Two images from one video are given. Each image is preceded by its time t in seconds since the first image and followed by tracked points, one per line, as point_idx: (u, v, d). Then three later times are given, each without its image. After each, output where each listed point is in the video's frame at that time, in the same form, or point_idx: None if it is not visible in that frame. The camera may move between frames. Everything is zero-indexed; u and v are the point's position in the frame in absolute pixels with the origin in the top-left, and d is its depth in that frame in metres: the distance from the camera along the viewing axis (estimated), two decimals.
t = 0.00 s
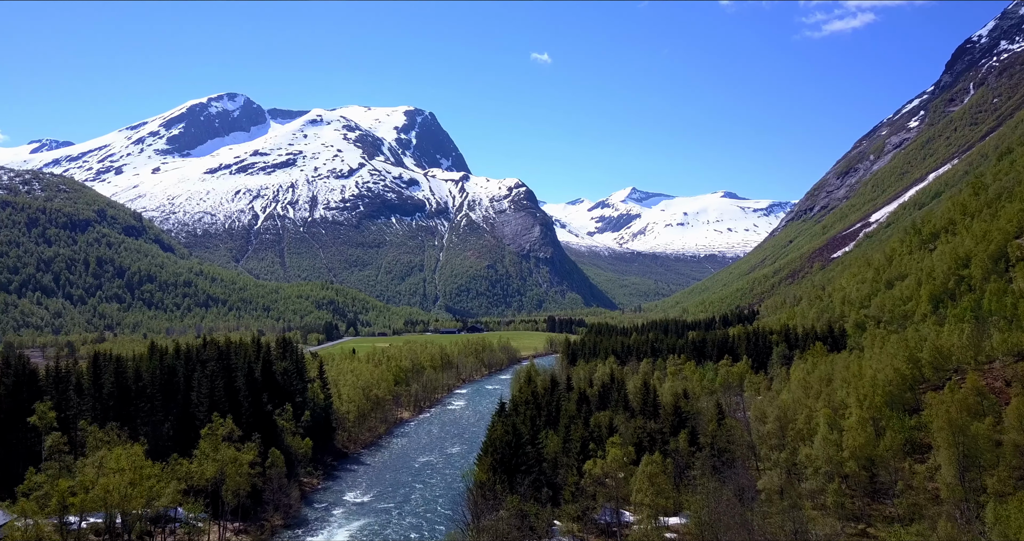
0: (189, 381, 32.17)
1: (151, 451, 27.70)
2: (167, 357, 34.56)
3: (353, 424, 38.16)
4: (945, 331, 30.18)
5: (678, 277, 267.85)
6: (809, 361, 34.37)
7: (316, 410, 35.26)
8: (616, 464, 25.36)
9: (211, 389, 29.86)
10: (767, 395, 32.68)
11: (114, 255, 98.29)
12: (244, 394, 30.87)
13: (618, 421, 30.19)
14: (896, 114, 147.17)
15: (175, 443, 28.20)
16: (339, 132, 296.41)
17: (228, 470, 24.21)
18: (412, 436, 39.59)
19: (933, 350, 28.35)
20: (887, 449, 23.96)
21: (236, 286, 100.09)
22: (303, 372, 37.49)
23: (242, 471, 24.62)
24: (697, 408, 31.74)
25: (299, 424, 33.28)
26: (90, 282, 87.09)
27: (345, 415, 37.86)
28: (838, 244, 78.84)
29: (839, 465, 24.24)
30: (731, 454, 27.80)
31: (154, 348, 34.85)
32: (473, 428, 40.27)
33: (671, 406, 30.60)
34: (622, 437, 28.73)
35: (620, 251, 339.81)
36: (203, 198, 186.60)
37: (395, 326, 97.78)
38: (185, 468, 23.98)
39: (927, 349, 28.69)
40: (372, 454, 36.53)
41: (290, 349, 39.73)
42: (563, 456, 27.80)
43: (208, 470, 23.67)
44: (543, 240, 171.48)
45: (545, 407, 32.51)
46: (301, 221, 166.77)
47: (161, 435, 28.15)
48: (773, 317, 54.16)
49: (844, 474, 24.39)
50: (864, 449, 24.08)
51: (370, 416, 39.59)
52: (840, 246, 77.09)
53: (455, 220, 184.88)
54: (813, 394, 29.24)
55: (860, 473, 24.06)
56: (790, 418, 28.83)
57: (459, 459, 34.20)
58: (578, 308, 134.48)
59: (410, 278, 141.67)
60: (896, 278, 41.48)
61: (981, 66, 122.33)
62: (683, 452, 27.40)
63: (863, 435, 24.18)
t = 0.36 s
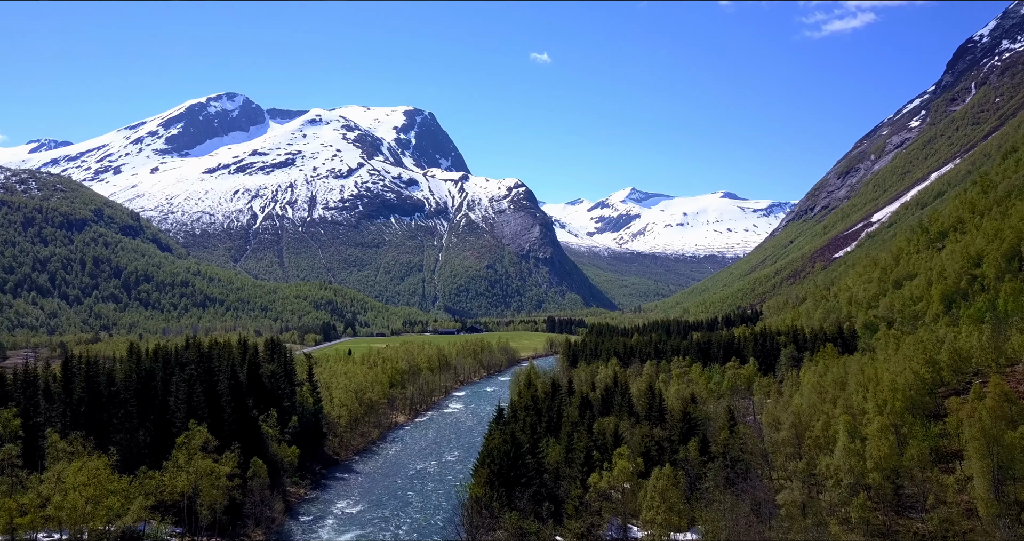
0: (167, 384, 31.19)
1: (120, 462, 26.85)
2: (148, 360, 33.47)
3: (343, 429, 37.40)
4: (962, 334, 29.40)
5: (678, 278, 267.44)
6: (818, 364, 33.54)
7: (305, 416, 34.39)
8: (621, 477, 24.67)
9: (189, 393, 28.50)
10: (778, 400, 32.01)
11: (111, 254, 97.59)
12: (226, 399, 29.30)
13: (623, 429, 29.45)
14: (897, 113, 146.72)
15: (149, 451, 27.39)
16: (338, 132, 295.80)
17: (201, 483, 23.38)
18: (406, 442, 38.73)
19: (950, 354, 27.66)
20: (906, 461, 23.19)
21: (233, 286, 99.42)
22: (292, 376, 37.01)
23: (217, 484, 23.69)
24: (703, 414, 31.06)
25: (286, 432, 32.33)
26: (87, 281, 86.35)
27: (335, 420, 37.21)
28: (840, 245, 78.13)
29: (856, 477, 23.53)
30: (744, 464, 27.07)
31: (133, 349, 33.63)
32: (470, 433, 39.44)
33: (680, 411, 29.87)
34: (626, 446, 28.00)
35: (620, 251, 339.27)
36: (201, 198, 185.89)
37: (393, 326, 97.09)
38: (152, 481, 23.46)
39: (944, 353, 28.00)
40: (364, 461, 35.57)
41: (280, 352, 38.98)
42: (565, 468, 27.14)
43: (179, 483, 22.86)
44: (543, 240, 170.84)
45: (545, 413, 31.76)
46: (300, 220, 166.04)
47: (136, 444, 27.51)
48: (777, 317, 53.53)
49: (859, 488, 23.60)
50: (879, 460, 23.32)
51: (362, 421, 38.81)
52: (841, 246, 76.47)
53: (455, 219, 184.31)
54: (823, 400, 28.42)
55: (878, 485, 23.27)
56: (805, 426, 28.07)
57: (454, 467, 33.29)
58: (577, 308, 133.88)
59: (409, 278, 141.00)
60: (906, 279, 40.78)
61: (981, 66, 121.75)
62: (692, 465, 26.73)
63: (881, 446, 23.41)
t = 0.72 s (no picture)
0: (142, 391, 29.73)
1: (91, 472, 24.73)
2: (127, 366, 31.93)
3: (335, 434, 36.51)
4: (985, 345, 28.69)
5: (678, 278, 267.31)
6: (828, 377, 32.85)
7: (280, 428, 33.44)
8: (633, 492, 23.89)
9: (165, 400, 27.62)
10: (789, 407, 31.33)
11: (108, 254, 96.94)
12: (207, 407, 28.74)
13: (627, 440, 28.74)
14: (898, 113, 146.48)
15: (122, 462, 25.61)
16: (337, 132, 295.55)
17: (170, 500, 22.60)
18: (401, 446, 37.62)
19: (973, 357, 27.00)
20: (936, 476, 22.56)
21: (231, 286, 98.79)
22: (281, 379, 36.28)
23: (189, 500, 23.16)
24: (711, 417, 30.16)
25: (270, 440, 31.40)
26: (83, 281, 85.63)
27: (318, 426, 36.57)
28: (842, 245, 77.69)
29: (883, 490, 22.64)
30: (761, 477, 26.35)
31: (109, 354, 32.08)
32: (464, 438, 38.32)
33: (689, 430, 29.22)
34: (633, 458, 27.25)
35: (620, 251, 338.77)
36: (200, 198, 185.34)
37: (393, 326, 96.69)
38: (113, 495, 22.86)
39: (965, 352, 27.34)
40: (356, 471, 34.55)
41: (267, 356, 38.06)
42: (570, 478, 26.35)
43: (149, 500, 22.17)
44: (543, 240, 170.28)
45: (546, 420, 31.01)
46: (299, 220, 165.54)
47: (108, 453, 25.47)
48: (780, 319, 53.00)
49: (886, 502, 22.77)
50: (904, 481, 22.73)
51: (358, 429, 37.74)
52: (843, 246, 76.06)
53: (455, 220, 183.98)
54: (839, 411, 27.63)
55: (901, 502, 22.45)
56: (824, 435, 27.36)
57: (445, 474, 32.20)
58: (577, 309, 133.52)
59: (409, 279, 140.56)
60: (915, 281, 40.10)
61: (982, 66, 121.45)
62: (707, 474, 25.86)
63: (906, 463, 22.91)
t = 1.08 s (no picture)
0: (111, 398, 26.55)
1: (55, 486, 23.26)
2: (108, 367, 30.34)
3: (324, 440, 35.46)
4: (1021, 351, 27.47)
5: (678, 278, 267.09)
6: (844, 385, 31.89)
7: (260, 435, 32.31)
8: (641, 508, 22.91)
9: (138, 408, 26.24)
10: (808, 416, 30.36)
11: (104, 254, 96.07)
12: (183, 413, 27.80)
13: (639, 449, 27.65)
14: (899, 112, 145.95)
15: (92, 474, 24.36)
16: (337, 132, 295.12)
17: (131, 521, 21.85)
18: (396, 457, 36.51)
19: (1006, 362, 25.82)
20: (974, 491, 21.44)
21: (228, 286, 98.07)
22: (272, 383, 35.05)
23: (154, 519, 22.62)
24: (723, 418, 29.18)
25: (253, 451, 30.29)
26: (79, 281, 84.20)
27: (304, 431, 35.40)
28: (842, 244, 77.11)
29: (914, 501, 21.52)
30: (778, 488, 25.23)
31: (82, 353, 30.20)
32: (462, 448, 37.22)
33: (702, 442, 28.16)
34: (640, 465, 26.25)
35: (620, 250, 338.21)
36: (198, 197, 184.65)
37: (392, 326, 96.14)
38: (79, 516, 21.74)
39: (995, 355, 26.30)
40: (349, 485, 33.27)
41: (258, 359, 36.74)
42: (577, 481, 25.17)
43: (110, 521, 21.34)
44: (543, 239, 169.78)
45: (547, 428, 29.71)
46: (298, 220, 164.91)
47: (76, 466, 24.10)
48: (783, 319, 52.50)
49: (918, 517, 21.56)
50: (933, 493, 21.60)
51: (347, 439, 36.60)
52: (845, 246, 75.32)
53: (454, 219, 183.27)
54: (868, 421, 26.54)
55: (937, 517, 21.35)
56: (842, 446, 26.43)
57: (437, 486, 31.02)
58: (578, 309, 132.85)
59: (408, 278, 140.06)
60: (927, 282, 39.33)
61: (984, 64, 120.75)
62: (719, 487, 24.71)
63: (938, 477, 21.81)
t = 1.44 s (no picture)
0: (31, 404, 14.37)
1: None
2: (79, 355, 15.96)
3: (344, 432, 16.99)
4: (1008, 109, 18.74)
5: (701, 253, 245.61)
6: (858, 276, 17.14)
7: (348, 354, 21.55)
8: None
9: None
10: (838, 425, 14.04)
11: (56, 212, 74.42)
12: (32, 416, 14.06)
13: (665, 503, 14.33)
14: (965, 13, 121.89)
15: None
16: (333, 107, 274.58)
17: None
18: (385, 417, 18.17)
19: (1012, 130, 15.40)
20: (1022, 498, 10.71)
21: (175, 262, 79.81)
22: (250, 369, 17.46)
23: None
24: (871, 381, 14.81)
25: (239, 458, 14.80)
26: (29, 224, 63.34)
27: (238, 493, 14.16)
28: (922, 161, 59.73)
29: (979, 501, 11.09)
30: None
31: None
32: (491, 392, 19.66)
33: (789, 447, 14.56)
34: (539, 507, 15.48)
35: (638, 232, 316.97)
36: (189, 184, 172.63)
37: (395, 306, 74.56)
38: None
39: (998, 186, 14.19)
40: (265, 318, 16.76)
41: (137, 336, 22.09)
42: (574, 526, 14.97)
43: None
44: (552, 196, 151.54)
45: (547, 433, 17.04)
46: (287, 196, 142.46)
47: None
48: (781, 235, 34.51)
49: None
50: None
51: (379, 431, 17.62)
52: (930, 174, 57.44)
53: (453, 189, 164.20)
54: (859, 328, 15.84)
55: None
56: (866, 449, 13.07)
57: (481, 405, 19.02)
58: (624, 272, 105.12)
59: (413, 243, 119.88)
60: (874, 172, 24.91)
61: None
62: (736, 491, 14.46)
63: None
